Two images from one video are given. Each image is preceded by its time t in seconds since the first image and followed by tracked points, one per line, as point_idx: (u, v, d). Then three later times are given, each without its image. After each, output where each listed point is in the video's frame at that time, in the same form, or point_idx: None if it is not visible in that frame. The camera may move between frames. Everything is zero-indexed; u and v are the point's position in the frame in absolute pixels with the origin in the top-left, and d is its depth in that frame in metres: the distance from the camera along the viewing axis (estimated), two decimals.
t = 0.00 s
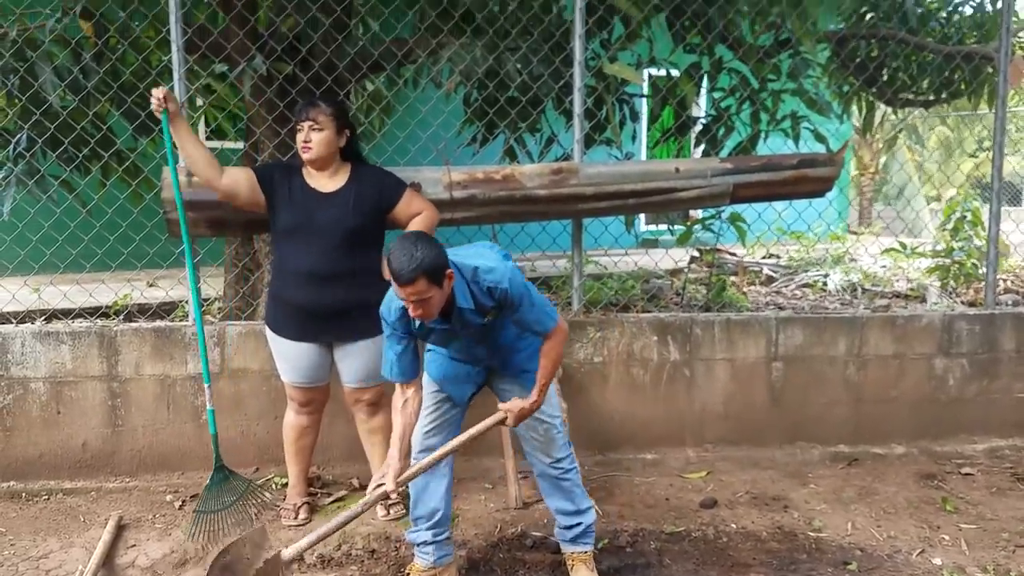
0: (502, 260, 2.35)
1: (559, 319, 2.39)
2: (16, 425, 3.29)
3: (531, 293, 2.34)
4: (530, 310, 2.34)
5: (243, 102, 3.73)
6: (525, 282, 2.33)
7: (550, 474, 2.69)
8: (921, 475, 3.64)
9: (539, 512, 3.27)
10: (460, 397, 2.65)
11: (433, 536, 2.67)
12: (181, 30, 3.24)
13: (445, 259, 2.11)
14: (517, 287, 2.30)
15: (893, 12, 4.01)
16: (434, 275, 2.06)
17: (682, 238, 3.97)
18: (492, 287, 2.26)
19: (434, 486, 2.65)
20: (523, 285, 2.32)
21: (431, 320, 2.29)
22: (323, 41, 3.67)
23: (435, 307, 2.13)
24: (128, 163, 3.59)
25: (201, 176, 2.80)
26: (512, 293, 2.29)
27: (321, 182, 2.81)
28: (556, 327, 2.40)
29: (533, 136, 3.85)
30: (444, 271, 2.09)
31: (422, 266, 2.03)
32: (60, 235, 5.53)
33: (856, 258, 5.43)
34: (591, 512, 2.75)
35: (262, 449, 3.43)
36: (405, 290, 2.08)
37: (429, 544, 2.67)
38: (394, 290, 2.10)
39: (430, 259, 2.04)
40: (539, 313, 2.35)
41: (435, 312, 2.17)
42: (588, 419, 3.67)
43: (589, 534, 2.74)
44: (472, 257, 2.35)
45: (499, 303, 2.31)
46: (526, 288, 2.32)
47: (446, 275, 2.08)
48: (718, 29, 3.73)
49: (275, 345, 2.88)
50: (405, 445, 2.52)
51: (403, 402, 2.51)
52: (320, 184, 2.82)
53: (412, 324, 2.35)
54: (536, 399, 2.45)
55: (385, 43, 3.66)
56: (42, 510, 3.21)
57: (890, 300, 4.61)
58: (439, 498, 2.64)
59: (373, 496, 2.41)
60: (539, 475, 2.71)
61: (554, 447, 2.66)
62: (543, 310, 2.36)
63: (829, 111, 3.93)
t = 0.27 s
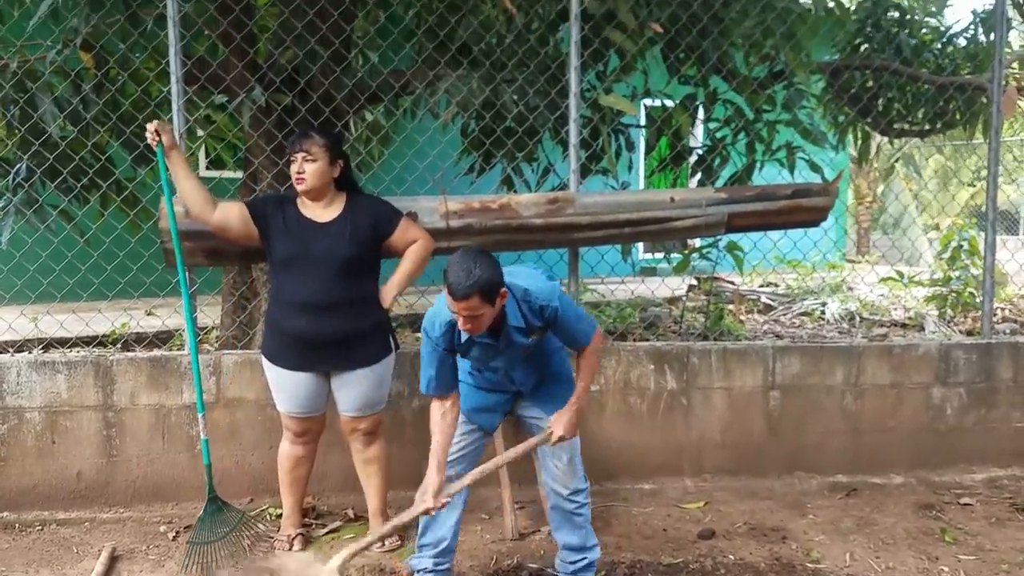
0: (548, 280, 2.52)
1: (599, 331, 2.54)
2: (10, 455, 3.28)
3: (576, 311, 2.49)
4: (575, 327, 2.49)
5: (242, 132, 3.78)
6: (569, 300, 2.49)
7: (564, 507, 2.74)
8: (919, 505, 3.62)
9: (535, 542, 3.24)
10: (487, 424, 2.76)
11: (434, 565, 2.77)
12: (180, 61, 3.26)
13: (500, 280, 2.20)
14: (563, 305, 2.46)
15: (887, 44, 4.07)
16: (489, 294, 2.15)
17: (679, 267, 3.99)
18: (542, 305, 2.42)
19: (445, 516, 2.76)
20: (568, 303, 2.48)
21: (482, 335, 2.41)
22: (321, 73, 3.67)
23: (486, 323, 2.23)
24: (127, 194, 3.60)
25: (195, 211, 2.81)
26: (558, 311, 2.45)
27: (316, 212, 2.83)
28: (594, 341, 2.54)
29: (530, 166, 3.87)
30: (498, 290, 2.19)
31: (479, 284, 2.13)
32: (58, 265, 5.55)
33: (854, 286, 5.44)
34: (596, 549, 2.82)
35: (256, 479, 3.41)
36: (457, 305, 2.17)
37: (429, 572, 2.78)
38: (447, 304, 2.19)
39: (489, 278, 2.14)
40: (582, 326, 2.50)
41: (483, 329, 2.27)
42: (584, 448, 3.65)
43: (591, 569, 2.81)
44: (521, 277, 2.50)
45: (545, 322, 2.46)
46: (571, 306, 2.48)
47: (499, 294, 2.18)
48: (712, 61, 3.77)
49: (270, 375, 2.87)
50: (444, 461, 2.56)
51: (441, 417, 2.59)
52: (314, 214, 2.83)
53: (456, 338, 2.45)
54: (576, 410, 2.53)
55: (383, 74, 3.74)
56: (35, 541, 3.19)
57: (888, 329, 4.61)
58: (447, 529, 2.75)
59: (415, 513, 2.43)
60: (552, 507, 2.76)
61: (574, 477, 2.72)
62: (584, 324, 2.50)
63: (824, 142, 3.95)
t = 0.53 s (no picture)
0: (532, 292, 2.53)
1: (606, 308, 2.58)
2: (4, 475, 3.27)
3: (568, 309, 2.51)
4: (573, 323, 2.51)
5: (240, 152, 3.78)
6: (558, 303, 2.51)
7: (564, 527, 2.73)
8: (917, 524, 3.60)
9: (532, 562, 3.23)
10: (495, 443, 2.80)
11: None
12: (177, 82, 3.27)
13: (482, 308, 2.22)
14: (552, 311, 2.48)
15: (881, 65, 4.12)
16: (467, 325, 2.17)
17: (677, 285, 4.00)
18: (530, 317, 2.43)
19: (446, 532, 2.82)
20: (558, 306, 2.50)
21: (478, 364, 2.41)
22: (319, 93, 3.71)
23: (469, 353, 2.25)
24: (123, 213, 3.62)
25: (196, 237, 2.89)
26: (549, 318, 2.47)
27: (311, 232, 2.83)
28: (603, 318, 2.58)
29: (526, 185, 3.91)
30: (481, 321, 2.21)
31: (458, 316, 2.16)
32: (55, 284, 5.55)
33: (850, 305, 5.46)
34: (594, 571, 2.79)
35: (251, 499, 3.40)
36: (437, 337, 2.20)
37: None
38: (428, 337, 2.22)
39: (469, 308, 2.17)
40: (582, 317, 2.52)
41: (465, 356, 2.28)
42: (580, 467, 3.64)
43: None
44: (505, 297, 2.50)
45: (540, 333, 2.48)
46: (562, 308, 2.50)
47: (478, 323, 2.19)
48: (707, 82, 3.79)
49: (266, 395, 2.86)
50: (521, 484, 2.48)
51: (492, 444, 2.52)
52: (310, 234, 2.83)
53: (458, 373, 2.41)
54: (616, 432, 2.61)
55: (379, 95, 3.75)
56: (28, 561, 3.17)
57: (885, 347, 4.62)
58: (449, 546, 2.81)
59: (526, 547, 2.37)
60: (552, 527, 2.74)
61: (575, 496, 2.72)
62: (585, 313, 2.53)
63: (819, 161, 3.97)
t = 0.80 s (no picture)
0: (492, 320, 2.46)
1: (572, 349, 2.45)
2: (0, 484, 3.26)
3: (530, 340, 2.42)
4: (535, 355, 2.42)
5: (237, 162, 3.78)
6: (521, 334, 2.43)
7: (547, 536, 2.73)
8: (918, 534, 3.59)
9: (530, 572, 3.21)
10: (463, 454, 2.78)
11: None
12: (175, 90, 3.28)
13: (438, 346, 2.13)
14: (513, 342, 2.40)
15: (880, 74, 4.13)
16: (421, 367, 2.08)
17: (676, 293, 4.00)
18: (488, 348, 2.37)
19: (425, 547, 2.82)
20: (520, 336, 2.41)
21: (436, 394, 2.37)
22: (317, 102, 3.73)
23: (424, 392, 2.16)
24: (121, 222, 3.63)
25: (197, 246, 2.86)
26: (510, 348, 2.40)
27: (312, 240, 2.82)
28: (569, 356, 2.46)
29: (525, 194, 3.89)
30: (436, 360, 2.12)
31: (410, 357, 2.06)
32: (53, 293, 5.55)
33: (849, 313, 5.45)
34: None
35: (248, 508, 3.39)
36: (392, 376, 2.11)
37: None
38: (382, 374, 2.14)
39: (422, 349, 2.08)
40: (544, 350, 2.42)
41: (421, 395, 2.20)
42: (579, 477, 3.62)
43: None
44: (460, 325, 2.45)
45: (497, 362, 2.42)
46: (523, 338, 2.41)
47: (433, 365, 2.11)
48: (706, 91, 3.79)
49: (264, 403, 2.85)
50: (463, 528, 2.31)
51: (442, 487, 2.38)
52: (312, 242, 2.83)
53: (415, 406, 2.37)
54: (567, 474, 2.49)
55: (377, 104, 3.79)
56: (24, 571, 3.15)
57: (884, 356, 4.61)
58: (430, 559, 2.81)
59: None
60: (535, 537, 2.74)
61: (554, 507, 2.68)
62: (549, 347, 2.42)
63: (818, 170, 3.98)
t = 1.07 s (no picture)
0: (467, 342, 2.33)
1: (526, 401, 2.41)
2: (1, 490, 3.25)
3: (497, 375, 2.33)
4: (497, 391, 2.33)
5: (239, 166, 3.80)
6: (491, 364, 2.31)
7: (533, 539, 2.67)
8: (918, 539, 3.59)
9: None
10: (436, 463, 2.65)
11: None
12: (177, 95, 3.28)
13: (410, 360, 2.10)
14: (483, 370, 2.28)
15: (879, 79, 4.14)
16: (390, 381, 2.05)
17: (675, 298, 4.00)
18: (458, 372, 2.24)
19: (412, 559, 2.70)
20: (490, 366, 2.30)
21: (398, 409, 2.25)
22: (319, 107, 3.71)
23: (395, 405, 2.14)
24: (122, 227, 3.62)
25: (200, 250, 2.88)
26: (479, 375, 2.27)
27: (317, 245, 2.83)
28: (522, 406, 2.42)
29: (526, 199, 3.90)
30: (407, 372, 2.09)
31: (380, 369, 2.03)
32: (54, 297, 5.55)
33: (848, 319, 5.46)
34: None
35: (249, 514, 3.38)
36: (363, 389, 2.09)
37: None
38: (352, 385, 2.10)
39: (393, 361, 2.05)
40: (504, 390, 2.35)
41: (391, 408, 2.16)
42: (580, 482, 3.62)
43: None
44: (438, 339, 2.31)
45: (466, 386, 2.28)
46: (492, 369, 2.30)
47: (403, 379, 2.07)
48: (706, 97, 3.81)
49: (265, 408, 2.85)
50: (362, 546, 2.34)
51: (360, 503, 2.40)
52: (316, 247, 2.83)
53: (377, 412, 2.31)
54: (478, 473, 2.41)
55: (379, 109, 3.77)
56: None
57: (884, 361, 4.61)
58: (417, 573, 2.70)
59: None
60: (523, 540, 2.69)
61: (536, 511, 2.63)
62: (508, 390, 2.36)
63: (817, 176, 3.99)
